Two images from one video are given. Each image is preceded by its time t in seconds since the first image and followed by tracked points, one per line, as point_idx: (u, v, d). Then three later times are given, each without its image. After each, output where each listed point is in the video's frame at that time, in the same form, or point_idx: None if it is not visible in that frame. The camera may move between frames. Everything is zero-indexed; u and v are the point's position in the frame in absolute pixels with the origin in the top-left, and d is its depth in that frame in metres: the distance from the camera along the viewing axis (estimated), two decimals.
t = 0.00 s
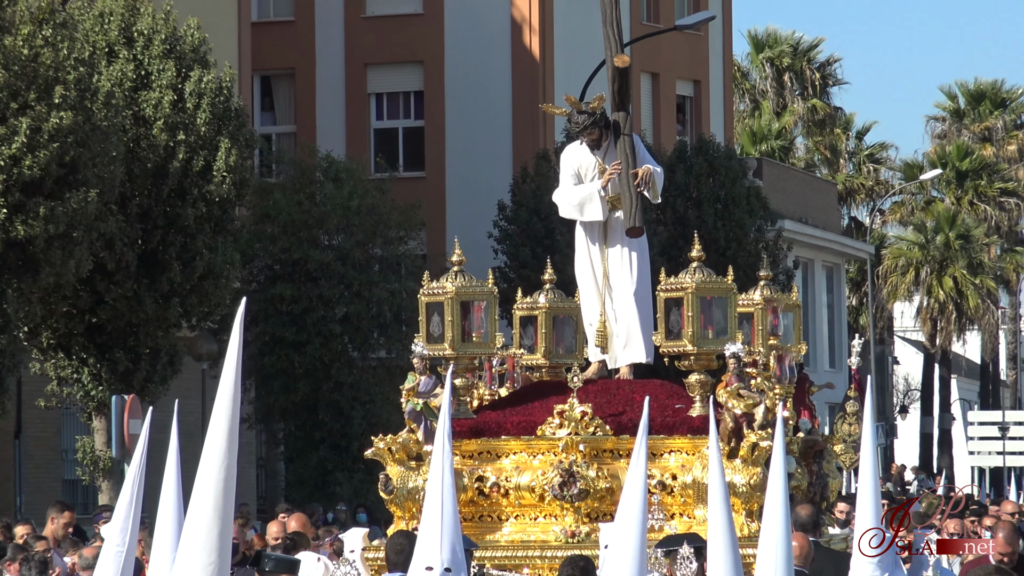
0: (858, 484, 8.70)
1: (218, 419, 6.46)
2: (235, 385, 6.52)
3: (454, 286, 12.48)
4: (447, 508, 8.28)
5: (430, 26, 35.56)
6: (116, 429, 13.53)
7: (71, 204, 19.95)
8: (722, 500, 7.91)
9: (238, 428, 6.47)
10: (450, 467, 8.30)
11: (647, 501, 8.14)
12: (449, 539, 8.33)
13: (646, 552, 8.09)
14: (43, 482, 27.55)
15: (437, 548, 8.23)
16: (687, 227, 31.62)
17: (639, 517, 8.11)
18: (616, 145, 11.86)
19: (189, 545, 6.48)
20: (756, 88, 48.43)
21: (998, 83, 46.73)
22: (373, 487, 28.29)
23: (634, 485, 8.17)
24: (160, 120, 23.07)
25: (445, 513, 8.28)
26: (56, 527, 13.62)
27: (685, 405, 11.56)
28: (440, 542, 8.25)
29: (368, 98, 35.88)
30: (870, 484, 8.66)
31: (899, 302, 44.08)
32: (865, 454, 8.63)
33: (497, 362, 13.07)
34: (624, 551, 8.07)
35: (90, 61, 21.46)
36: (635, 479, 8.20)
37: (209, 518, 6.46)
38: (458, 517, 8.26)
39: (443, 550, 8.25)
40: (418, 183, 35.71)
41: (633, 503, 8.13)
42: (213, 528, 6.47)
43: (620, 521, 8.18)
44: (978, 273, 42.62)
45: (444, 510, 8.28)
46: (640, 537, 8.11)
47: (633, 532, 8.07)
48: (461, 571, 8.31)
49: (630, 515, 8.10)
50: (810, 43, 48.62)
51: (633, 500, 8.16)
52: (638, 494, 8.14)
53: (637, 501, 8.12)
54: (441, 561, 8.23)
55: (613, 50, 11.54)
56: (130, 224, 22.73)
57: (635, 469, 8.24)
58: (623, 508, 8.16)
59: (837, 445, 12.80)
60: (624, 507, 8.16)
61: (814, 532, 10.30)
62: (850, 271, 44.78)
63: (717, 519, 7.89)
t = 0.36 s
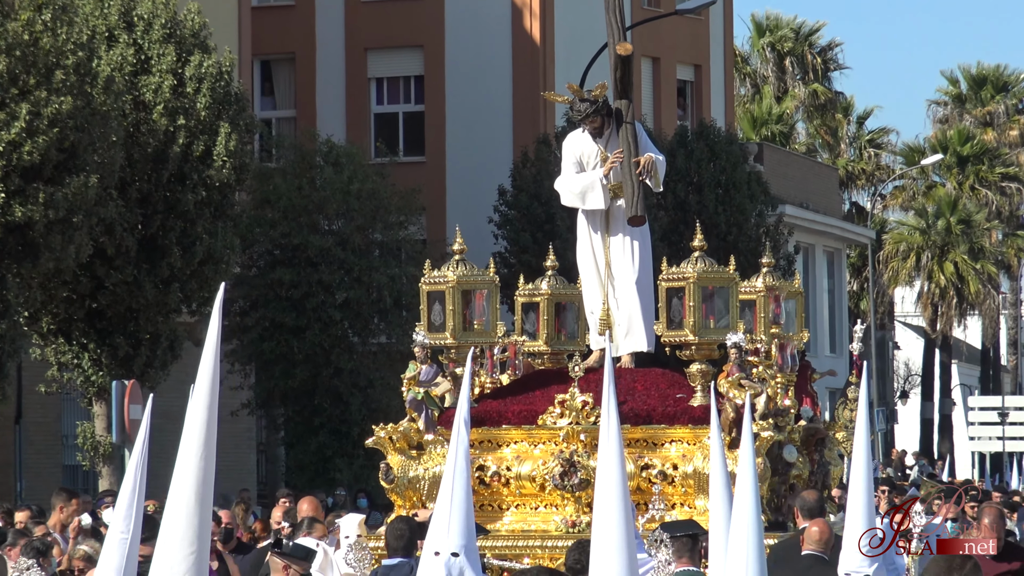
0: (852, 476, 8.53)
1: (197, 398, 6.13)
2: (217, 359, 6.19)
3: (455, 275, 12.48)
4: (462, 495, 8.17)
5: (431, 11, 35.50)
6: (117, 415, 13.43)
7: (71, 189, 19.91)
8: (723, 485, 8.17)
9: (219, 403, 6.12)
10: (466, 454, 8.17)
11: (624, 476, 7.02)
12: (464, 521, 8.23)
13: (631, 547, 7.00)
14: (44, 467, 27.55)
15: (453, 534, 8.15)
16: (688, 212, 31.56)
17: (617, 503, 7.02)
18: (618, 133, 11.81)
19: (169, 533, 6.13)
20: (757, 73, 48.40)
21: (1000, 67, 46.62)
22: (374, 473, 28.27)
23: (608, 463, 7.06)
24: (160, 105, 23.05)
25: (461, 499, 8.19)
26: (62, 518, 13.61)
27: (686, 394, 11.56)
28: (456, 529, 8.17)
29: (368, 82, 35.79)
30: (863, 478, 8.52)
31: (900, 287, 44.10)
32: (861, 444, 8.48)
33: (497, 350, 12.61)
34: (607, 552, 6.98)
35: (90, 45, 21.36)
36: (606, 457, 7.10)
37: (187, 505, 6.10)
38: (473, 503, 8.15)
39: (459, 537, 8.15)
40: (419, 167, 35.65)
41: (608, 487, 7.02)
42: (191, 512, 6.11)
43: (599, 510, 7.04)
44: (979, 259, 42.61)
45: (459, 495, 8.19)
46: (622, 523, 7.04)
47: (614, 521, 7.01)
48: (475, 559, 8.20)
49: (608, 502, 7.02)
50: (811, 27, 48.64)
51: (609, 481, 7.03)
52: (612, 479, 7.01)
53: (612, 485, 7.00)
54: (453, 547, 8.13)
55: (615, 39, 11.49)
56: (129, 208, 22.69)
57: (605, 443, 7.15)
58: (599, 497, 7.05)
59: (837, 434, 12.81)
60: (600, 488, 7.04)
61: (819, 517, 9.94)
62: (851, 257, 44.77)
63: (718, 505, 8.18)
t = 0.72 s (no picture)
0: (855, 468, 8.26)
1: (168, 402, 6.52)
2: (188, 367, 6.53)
3: (457, 278, 12.46)
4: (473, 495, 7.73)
5: (432, 11, 35.50)
6: (119, 416, 13.32)
7: (73, 190, 19.92)
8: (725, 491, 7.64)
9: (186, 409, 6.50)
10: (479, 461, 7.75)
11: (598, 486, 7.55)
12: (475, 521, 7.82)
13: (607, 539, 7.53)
14: (45, 468, 27.53)
15: (462, 537, 7.75)
16: (689, 212, 31.56)
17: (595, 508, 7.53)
18: (619, 136, 11.81)
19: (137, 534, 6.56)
20: (759, 73, 48.42)
21: (1002, 69, 46.61)
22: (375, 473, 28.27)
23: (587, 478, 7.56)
24: (162, 106, 23.03)
25: (470, 504, 7.76)
26: (69, 511, 13.53)
27: (688, 397, 11.58)
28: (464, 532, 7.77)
29: (370, 83, 35.81)
30: (865, 478, 8.25)
31: (901, 288, 44.11)
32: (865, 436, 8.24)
33: (501, 354, 12.97)
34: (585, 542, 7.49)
35: (92, 46, 21.36)
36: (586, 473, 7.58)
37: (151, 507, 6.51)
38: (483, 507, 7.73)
39: (469, 540, 7.75)
40: (421, 168, 35.65)
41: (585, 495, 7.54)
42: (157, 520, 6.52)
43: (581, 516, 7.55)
44: (981, 259, 42.64)
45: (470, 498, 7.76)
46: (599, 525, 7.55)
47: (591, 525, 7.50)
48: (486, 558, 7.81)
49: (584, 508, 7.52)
50: (813, 28, 48.62)
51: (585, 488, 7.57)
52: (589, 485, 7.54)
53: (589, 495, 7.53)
54: (464, 550, 7.72)
55: (616, 42, 11.50)
56: (132, 209, 22.67)
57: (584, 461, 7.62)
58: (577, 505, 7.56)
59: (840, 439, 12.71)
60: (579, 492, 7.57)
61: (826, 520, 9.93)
62: (853, 257, 44.76)
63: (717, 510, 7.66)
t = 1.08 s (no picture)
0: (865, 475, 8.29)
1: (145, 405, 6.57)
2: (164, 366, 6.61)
3: (456, 279, 12.49)
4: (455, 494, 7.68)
5: (432, 11, 35.54)
6: (119, 417, 13.27)
7: (73, 191, 19.94)
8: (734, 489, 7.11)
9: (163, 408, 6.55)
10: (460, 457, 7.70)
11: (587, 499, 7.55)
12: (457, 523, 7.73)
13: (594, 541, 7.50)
14: (46, 469, 27.54)
15: (445, 536, 7.65)
16: (689, 212, 31.55)
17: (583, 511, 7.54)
18: (618, 137, 11.83)
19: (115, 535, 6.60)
20: (759, 73, 48.46)
21: (1003, 68, 46.61)
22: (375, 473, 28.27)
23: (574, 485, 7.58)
24: (162, 106, 23.01)
25: (454, 502, 7.68)
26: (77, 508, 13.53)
27: (687, 397, 11.60)
28: (448, 532, 7.66)
29: (371, 83, 35.85)
30: (876, 476, 8.26)
31: (901, 288, 44.16)
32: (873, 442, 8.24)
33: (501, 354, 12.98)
34: (570, 542, 7.48)
35: (93, 47, 21.38)
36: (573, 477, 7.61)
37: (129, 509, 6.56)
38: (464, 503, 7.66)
39: (451, 542, 7.65)
40: (422, 168, 35.67)
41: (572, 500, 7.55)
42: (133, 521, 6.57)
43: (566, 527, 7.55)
44: (981, 260, 42.66)
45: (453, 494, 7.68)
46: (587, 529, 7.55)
47: (577, 527, 7.51)
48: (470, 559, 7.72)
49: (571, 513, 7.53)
50: (813, 28, 48.65)
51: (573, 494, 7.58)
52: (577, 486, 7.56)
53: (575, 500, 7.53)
54: (445, 549, 7.63)
55: (616, 41, 11.51)
56: (132, 210, 22.66)
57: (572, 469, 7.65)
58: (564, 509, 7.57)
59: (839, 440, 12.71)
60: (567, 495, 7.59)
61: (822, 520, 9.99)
62: (853, 257, 44.78)
63: (728, 494, 7.11)
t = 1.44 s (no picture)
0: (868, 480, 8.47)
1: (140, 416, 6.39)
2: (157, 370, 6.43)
3: (456, 280, 12.49)
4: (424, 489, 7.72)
5: (433, 12, 35.54)
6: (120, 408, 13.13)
7: (74, 191, 19.94)
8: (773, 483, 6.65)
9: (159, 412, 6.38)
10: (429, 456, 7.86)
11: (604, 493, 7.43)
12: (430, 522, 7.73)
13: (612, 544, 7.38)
14: (47, 470, 27.57)
15: (414, 532, 7.63)
16: (689, 213, 31.54)
17: (599, 502, 7.44)
18: (619, 138, 11.83)
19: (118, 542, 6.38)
20: (759, 73, 48.50)
21: (1003, 69, 46.62)
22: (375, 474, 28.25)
23: (591, 471, 7.46)
24: (163, 107, 23.01)
25: (422, 497, 7.72)
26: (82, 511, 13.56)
27: (687, 398, 11.62)
28: (419, 525, 7.65)
29: (371, 84, 35.87)
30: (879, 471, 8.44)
31: (902, 288, 44.20)
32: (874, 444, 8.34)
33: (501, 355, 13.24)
34: (589, 540, 7.38)
35: (93, 48, 21.35)
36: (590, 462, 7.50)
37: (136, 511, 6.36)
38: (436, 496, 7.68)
39: (423, 534, 7.64)
40: (422, 169, 35.70)
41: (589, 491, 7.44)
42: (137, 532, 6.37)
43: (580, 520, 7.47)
44: (981, 260, 42.66)
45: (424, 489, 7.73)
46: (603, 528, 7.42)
47: (595, 522, 7.40)
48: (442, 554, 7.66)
49: (588, 508, 7.42)
50: (814, 29, 48.74)
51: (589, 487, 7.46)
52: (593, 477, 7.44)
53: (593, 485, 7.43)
54: (413, 544, 7.60)
55: (616, 42, 11.51)
56: (133, 211, 22.67)
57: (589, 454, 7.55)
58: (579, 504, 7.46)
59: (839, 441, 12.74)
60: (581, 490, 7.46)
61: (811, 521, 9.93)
62: (853, 258, 44.78)
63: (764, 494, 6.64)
